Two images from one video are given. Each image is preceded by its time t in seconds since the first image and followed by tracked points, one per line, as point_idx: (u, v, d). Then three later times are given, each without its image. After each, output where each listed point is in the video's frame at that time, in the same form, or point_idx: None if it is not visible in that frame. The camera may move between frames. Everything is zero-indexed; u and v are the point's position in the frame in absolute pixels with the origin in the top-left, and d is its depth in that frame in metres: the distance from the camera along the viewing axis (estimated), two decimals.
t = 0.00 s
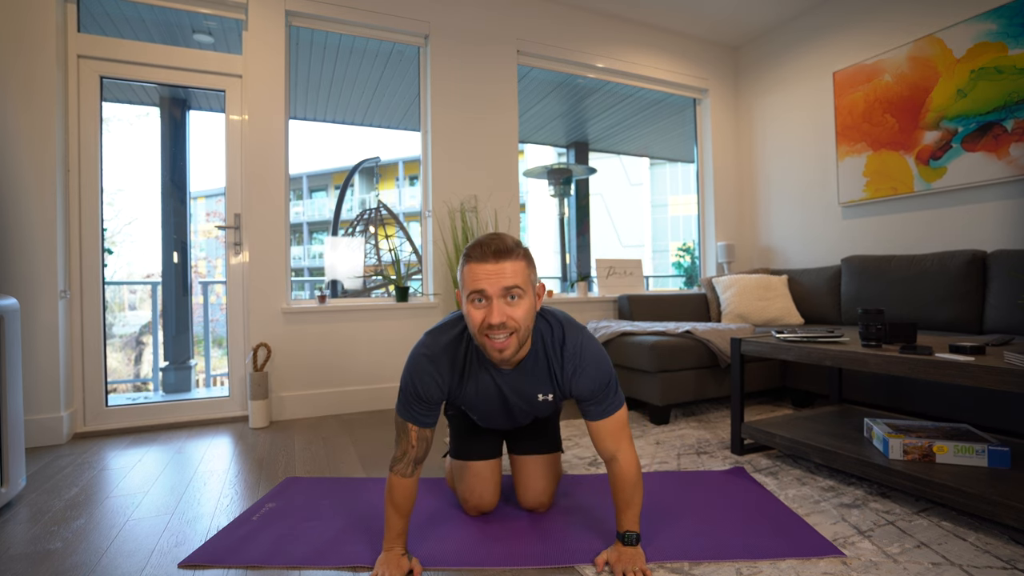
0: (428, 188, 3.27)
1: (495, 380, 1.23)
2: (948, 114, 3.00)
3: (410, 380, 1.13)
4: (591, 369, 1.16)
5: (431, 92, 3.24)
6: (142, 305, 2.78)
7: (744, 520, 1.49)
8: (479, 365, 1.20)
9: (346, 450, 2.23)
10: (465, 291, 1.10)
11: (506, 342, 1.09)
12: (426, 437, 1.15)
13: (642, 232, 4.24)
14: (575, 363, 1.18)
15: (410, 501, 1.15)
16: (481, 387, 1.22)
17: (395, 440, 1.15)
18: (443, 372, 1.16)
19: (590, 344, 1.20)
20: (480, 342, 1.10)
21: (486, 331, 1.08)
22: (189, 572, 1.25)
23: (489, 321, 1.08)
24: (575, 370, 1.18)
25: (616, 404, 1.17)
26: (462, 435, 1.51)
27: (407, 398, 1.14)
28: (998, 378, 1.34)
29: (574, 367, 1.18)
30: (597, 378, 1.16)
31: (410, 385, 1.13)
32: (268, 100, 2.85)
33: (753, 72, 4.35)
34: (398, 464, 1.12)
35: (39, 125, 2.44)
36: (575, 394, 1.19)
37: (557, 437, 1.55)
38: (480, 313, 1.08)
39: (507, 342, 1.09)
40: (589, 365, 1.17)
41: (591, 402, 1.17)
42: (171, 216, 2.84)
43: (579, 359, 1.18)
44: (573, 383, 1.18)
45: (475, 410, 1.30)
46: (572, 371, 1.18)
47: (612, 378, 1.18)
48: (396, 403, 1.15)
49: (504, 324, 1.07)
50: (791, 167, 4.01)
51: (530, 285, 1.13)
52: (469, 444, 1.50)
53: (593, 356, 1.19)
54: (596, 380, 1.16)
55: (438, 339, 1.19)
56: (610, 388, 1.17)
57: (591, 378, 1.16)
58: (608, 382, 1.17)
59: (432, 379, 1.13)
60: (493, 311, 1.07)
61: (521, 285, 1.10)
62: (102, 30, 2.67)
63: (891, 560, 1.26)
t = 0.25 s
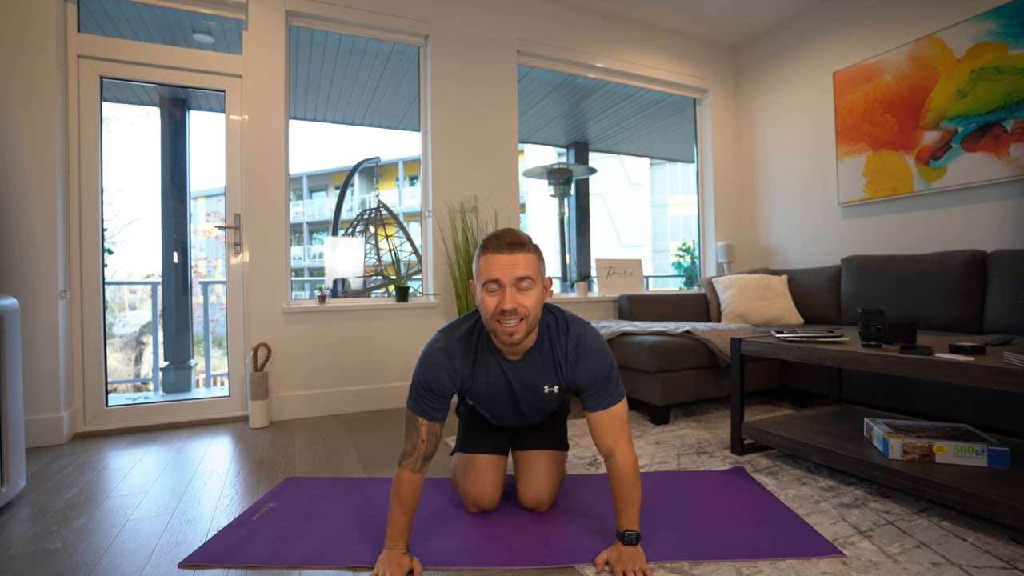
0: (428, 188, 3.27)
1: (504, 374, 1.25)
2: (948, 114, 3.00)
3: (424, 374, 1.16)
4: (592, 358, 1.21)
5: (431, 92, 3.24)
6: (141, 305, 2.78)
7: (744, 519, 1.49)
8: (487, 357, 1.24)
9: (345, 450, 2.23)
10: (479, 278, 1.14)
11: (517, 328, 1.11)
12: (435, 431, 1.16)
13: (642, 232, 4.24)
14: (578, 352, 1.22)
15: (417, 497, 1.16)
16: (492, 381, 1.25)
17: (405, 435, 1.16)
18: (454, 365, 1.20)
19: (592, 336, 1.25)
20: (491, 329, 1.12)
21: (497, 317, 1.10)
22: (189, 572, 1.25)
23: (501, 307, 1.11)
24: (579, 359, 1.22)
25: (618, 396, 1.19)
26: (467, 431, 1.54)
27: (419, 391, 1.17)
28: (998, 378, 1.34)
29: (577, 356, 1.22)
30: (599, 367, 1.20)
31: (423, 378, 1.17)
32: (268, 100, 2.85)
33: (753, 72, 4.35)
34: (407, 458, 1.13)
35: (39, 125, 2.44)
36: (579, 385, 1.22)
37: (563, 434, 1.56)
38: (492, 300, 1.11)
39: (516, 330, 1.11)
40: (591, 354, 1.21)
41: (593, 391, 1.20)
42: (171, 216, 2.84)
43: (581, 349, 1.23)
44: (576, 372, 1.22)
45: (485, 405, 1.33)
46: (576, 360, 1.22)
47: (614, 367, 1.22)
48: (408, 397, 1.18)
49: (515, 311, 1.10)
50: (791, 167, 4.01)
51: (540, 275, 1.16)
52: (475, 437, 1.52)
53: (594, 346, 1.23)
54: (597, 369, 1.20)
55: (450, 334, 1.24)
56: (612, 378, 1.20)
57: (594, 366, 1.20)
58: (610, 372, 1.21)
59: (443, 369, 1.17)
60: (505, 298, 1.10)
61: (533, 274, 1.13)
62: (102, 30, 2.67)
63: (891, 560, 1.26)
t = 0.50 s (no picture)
0: (428, 188, 3.27)
1: (508, 369, 1.25)
2: (948, 114, 3.00)
3: (431, 369, 1.17)
4: (592, 356, 1.21)
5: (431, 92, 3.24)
6: (142, 305, 2.78)
7: (744, 520, 1.49)
8: (492, 353, 1.25)
9: (345, 450, 2.23)
10: (487, 274, 1.14)
11: (522, 323, 1.11)
12: (445, 426, 1.18)
13: (642, 232, 4.25)
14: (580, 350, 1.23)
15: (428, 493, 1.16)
16: (497, 377, 1.26)
17: (415, 430, 1.17)
18: (461, 360, 1.20)
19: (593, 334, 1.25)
20: (498, 323, 1.12)
21: (503, 312, 1.10)
22: (189, 572, 1.25)
23: (508, 303, 1.11)
24: (579, 357, 1.23)
25: (617, 392, 1.20)
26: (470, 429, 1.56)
27: (427, 386, 1.18)
28: (998, 378, 1.34)
29: (578, 354, 1.23)
30: (598, 365, 1.21)
31: (430, 372, 1.17)
32: (268, 99, 2.85)
33: (753, 72, 4.36)
34: (417, 454, 1.14)
35: (39, 125, 2.44)
36: (580, 381, 1.23)
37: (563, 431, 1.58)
38: (500, 295, 1.12)
39: (521, 326, 1.11)
40: (591, 350, 1.22)
41: (593, 388, 1.20)
42: (171, 216, 2.85)
43: (582, 347, 1.23)
44: (577, 370, 1.23)
45: (489, 402, 1.34)
46: (577, 358, 1.23)
47: (613, 364, 1.22)
48: (418, 393, 1.19)
49: (522, 306, 1.10)
50: (791, 167, 4.02)
51: (546, 273, 1.16)
52: (476, 435, 1.54)
53: (595, 344, 1.24)
54: (597, 366, 1.20)
55: (457, 329, 1.25)
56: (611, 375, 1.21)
57: (593, 364, 1.21)
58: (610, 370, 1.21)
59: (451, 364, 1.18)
60: (512, 294, 1.10)
61: (540, 271, 1.13)
62: (102, 30, 2.67)
63: (891, 560, 1.26)
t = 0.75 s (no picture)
0: (428, 188, 3.27)
1: (503, 365, 1.25)
2: (948, 114, 3.00)
3: (426, 367, 1.17)
4: (584, 349, 1.22)
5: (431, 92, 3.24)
6: (142, 305, 2.78)
7: (744, 520, 1.49)
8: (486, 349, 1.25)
9: (345, 451, 2.23)
10: (474, 271, 1.14)
11: (511, 318, 1.11)
12: (445, 425, 1.19)
13: (642, 232, 4.25)
14: (572, 343, 1.23)
15: (429, 494, 1.16)
16: (492, 373, 1.26)
17: (415, 431, 1.17)
18: (456, 358, 1.20)
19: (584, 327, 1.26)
20: (487, 319, 1.12)
21: (491, 307, 1.11)
22: (189, 572, 1.25)
23: (497, 299, 1.11)
24: (571, 350, 1.23)
25: (607, 383, 1.22)
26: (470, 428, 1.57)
27: (423, 385, 1.17)
28: (998, 378, 1.34)
29: (570, 347, 1.23)
30: (589, 358, 1.22)
31: (426, 371, 1.17)
32: (268, 99, 2.85)
33: (753, 72, 4.36)
34: (418, 454, 1.14)
35: (39, 125, 2.44)
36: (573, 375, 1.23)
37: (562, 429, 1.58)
38: (488, 291, 1.11)
39: (510, 322, 1.11)
40: (583, 344, 1.23)
41: (585, 380, 1.21)
42: (171, 216, 2.85)
43: (575, 340, 1.24)
44: (569, 364, 1.23)
45: (484, 399, 1.34)
46: (570, 352, 1.23)
47: (605, 355, 1.24)
48: (414, 393, 1.18)
49: (510, 301, 1.10)
50: (791, 167, 4.01)
51: (534, 268, 1.16)
52: (475, 435, 1.55)
53: (586, 336, 1.24)
54: (589, 359, 1.21)
55: (450, 327, 1.24)
56: (602, 367, 1.22)
57: (585, 356, 1.22)
58: (601, 362, 1.22)
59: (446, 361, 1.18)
60: (500, 289, 1.10)
61: (527, 267, 1.14)
62: (101, 30, 2.67)
63: (891, 560, 1.26)
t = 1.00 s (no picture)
0: (428, 188, 3.27)
1: (496, 370, 1.25)
2: (948, 114, 3.00)
3: (418, 368, 1.17)
4: (580, 357, 1.22)
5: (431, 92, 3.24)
6: (142, 305, 2.78)
7: (744, 519, 1.49)
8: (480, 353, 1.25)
9: (345, 450, 2.22)
10: (467, 284, 1.13)
11: (507, 330, 1.11)
12: (435, 425, 1.18)
13: (642, 232, 4.25)
14: (568, 350, 1.23)
15: (423, 494, 1.16)
16: (484, 378, 1.26)
17: (405, 433, 1.17)
18: (447, 360, 1.20)
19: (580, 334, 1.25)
20: (483, 331, 1.12)
21: (487, 320, 1.10)
22: (189, 572, 1.25)
23: (492, 311, 1.11)
24: (567, 357, 1.22)
25: (603, 392, 1.22)
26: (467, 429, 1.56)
27: (414, 386, 1.17)
28: (998, 378, 1.34)
29: (566, 354, 1.22)
30: (585, 365, 1.21)
31: (417, 372, 1.17)
32: (268, 99, 2.85)
33: (753, 72, 4.36)
34: (410, 456, 1.14)
35: (38, 125, 2.44)
36: (568, 382, 1.23)
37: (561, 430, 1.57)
38: (483, 304, 1.11)
39: (506, 334, 1.11)
40: (579, 351, 1.22)
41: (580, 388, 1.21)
42: (171, 216, 2.85)
43: (571, 347, 1.23)
44: (564, 371, 1.22)
45: (478, 402, 1.34)
46: (565, 359, 1.22)
47: (602, 364, 1.24)
48: (404, 393, 1.18)
49: (506, 314, 1.10)
50: (791, 167, 4.01)
51: (528, 277, 1.16)
52: (472, 437, 1.53)
53: (582, 344, 1.23)
54: (584, 367, 1.21)
55: (443, 331, 1.24)
56: (598, 376, 1.21)
57: (581, 364, 1.21)
58: (597, 370, 1.22)
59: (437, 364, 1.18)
60: (495, 302, 1.10)
61: (521, 276, 1.13)
62: (102, 30, 2.67)
63: (891, 560, 1.26)
